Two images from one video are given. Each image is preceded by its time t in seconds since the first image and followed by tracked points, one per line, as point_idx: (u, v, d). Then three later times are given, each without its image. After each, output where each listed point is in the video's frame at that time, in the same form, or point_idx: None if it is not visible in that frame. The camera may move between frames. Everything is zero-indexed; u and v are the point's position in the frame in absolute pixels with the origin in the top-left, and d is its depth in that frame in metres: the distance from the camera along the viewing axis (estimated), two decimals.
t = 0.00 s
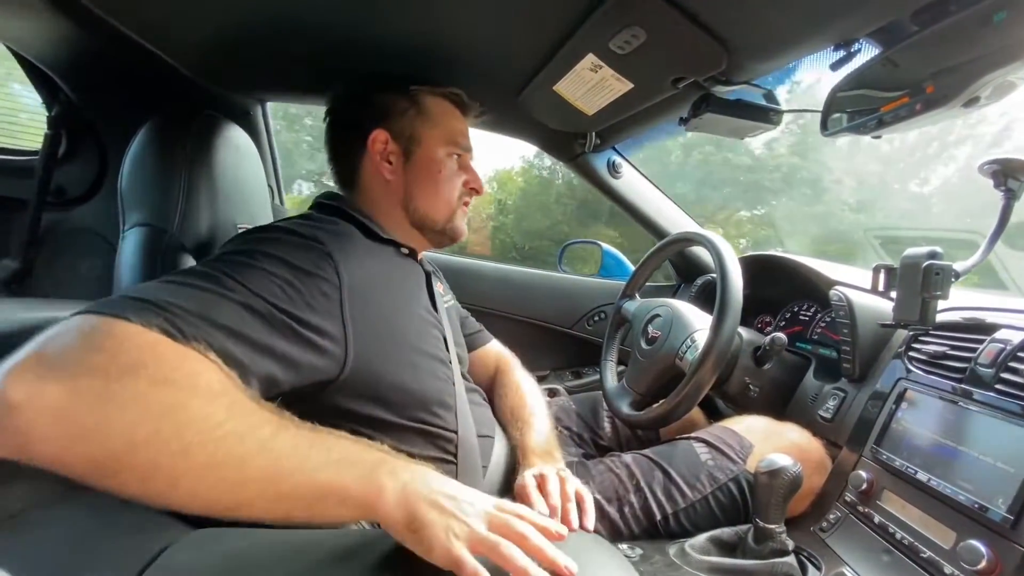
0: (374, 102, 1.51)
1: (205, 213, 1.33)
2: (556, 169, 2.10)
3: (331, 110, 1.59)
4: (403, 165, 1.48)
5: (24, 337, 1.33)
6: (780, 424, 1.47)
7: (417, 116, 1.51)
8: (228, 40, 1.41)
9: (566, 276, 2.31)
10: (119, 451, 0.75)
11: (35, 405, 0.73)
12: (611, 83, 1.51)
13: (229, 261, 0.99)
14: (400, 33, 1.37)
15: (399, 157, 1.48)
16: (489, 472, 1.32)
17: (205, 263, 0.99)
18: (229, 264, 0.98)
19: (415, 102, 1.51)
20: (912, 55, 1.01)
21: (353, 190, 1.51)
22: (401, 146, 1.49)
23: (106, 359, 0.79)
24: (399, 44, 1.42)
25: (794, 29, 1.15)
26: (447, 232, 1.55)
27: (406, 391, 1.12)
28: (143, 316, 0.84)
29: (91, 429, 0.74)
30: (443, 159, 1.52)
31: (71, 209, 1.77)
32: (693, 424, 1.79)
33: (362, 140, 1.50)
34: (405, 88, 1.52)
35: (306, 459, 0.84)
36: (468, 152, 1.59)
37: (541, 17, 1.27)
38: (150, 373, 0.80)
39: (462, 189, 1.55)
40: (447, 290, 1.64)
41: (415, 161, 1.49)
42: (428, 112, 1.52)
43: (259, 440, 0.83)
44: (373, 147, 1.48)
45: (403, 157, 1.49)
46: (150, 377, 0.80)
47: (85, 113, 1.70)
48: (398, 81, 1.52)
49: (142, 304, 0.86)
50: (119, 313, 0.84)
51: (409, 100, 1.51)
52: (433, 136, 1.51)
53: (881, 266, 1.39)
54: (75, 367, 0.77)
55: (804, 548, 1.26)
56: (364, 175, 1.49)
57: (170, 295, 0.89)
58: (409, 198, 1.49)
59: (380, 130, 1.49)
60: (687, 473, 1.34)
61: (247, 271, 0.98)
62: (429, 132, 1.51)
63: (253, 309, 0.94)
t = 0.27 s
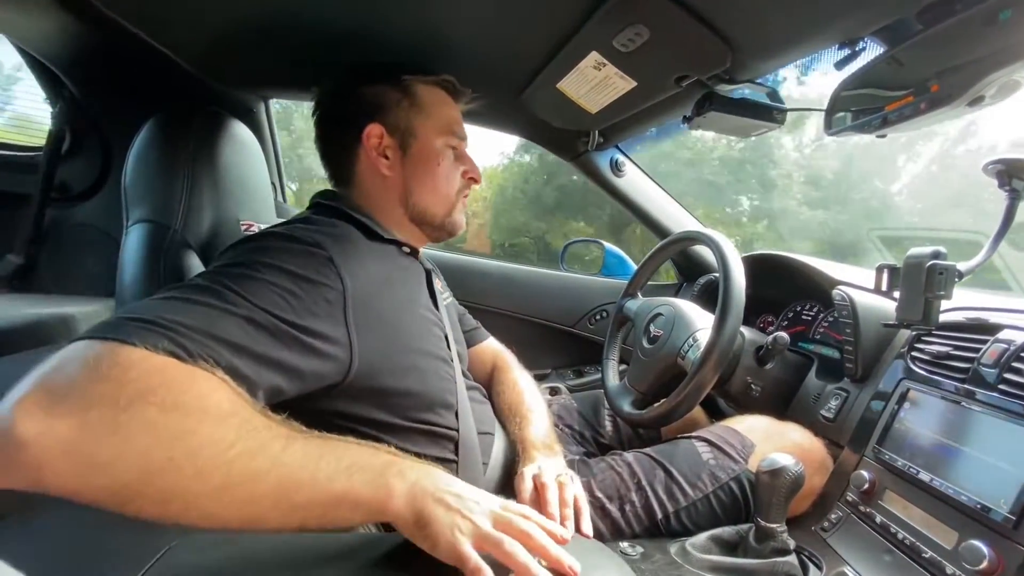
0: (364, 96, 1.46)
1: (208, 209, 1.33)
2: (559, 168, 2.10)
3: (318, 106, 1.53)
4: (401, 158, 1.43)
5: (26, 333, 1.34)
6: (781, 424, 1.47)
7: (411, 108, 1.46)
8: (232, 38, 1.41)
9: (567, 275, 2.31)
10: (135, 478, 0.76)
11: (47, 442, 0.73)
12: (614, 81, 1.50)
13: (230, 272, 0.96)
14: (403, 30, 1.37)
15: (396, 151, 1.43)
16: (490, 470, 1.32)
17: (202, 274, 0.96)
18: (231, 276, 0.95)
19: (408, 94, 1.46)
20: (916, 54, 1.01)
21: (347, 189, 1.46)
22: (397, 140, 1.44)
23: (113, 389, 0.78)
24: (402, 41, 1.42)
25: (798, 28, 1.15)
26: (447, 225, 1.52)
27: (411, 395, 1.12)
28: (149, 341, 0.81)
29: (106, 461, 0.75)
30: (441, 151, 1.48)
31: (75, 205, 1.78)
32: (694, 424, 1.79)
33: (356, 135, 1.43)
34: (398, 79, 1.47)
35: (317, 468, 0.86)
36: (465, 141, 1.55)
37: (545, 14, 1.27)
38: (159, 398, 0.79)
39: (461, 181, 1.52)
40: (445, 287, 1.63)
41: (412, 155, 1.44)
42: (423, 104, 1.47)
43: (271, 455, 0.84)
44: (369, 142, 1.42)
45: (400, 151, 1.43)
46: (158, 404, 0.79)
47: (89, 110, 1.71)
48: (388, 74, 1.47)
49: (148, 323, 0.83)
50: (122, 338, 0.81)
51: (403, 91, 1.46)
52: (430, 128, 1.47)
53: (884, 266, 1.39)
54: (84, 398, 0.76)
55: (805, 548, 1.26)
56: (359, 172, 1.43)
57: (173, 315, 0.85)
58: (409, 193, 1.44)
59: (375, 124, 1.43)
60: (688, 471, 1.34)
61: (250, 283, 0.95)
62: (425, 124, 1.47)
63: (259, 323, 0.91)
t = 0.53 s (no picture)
0: (358, 93, 1.44)
1: (213, 208, 1.34)
2: (563, 168, 2.10)
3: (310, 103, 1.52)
4: (398, 157, 1.43)
5: (32, 331, 1.34)
6: (785, 425, 1.47)
7: (406, 105, 1.45)
8: (238, 37, 1.42)
9: (567, 274, 2.30)
10: (268, 533, 0.79)
11: (177, 533, 0.74)
12: (620, 81, 1.50)
13: (268, 310, 0.93)
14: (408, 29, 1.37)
15: (393, 150, 1.43)
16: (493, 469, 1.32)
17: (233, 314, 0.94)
18: (273, 315, 0.93)
19: (402, 90, 1.44)
20: (923, 55, 1.00)
21: (345, 189, 1.46)
22: (393, 137, 1.43)
23: (209, 454, 0.78)
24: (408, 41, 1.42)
25: (804, 29, 1.14)
26: (448, 220, 1.53)
27: (426, 396, 1.17)
28: (235, 407, 0.81)
29: (242, 519, 0.77)
30: (438, 147, 1.48)
31: (81, 203, 1.78)
32: (696, 424, 1.79)
33: (351, 136, 1.42)
34: (391, 74, 1.45)
35: (419, 479, 0.90)
36: (462, 135, 1.55)
37: (550, 13, 1.27)
38: (259, 451, 0.80)
39: (460, 176, 1.52)
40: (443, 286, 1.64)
41: (409, 153, 1.44)
42: (418, 100, 1.46)
43: (380, 476, 0.88)
44: (365, 142, 1.41)
45: (397, 149, 1.43)
46: (256, 460, 0.80)
47: (95, 109, 1.71)
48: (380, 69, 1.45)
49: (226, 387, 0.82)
50: (206, 408, 0.80)
51: (396, 87, 1.44)
52: (426, 124, 1.47)
53: (889, 268, 1.39)
54: (192, 475, 0.77)
55: (807, 549, 1.26)
56: (357, 172, 1.43)
57: (244, 371, 0.84)
58: (408, 192, 1.45)
59: (370, 123, 1.42)
60: (690, 472, 1.34)
61: (293, 318, 0.93)
62: (421, 120, 1.46)
63: (316, 361, 0.91)
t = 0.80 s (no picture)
0: (351, 88, 1.41)
1: (215, 206, 1.33)
2: (566, 167, 2.10)
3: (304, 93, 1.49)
4: (397, 153, 1.43)
5: (38, 327, 1.35)
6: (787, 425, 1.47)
7: (404, 101, 1.43)
8: (242, 36, 1.42)
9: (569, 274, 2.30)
10: (525, 539, 1.00)
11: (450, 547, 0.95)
12: (623, 80, 1.50)
13: (360, 347, 1.04)
14: (412, 27, 1.37)
15: (392, 147, 1.42)
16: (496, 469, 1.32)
17: (325, 360, 1.03)
18: (371, 353, 1.04)
19: (399, 84, 1.42)
20: (927, 54, 1.00)
21: (345, 187, 1.46)
22: (391, 133, 1.42)
23: (463, 492, 0.95)
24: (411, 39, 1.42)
25: (808, 27, 1.14)
26: (449, 216, 1.55)
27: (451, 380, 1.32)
28: (425, 455, 0.96)
29: (474, 543, 0.97)
30: (438, 141, 1.47)
31: (85, 201, 1.79)
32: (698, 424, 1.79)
33: (349, 132, 1.41)
34: (387, 66, 1.41)
35: (577, 497, 1.04)
36: (460, 128, 1.54)
37: (554, 12, 1.27)
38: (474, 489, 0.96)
39: (459, 170, 1.53)
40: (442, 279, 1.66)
41: (408, 149, 1.44)
42: (416, 94, 1.44)
43: (561, 499, 1.02)
44: (363, 139, 1.41)
45: (396, 146, 1.43)
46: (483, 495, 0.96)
47: (99, 107, 1.71)
48: (375, 61, 1.41)
49: (400, 440, 0.96)
50: (412, 463, 0.95)
51: (392, 79, 1.42)
52: (424, 119, 1.45)
53: (893, 267, 1.38)
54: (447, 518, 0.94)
55: (808, 548, 1.26)
56: (356, 170, 1.43)
57: (406, 420, 0.97)
58: (409, 189, 1.45)
59: (367, 119, 1.41)
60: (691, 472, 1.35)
61: (385, 351, 1.05)
62: (420, 114, 1.45)
63: (434, 376, 1.08)
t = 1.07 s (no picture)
0: (351, 85, 1.41)
1: (218, 205, 1.33)
2: (568, 167, 2.10)
3: (302, 89, 1.49)
4: (399, 151, 1.44)
5: (42, 327, 1.35)
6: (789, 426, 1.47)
7: (405, 97, 1.44)
8: (245, 37, 1.42)
9: (572, 273, 2.27)
10: (583, 538, 1.03)
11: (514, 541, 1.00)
12: (626, 80, 1.50)
13: (390, 357, 1.08)
14: (415, 28, 1.37)
15: (394, 145, 1.43)
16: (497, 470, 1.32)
17: (354, 371, 1.07)
18: (402, 362, 1.08)
19: (399, 80, 1.42)
20: (931, 54, 1.00)
21: (346, 186, 1.46)
22: (393, 131, 1.43)
23: (519, 492, 1.03)
24: (414, 40, 1.42)
25: (811, 27, 1.14)
26: (451, 214, 1.54)
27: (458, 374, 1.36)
28: (481, 459, 1.03)
29: (529, 537, 1.01)
30: (439, 138, 1.48)
31: (89, 201, 1.80)
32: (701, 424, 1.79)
33: (351, 130, 1.42)
34: (387, 63, 1.41)
35: (637, 498, 1.06)
36: (461, 125, 1.55)
37: (556, 12, 1.27)
38: (532, 491, 1.03)
39: (460, 167, 1.53)
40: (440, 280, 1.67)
41: (410, 147, 1.44)
42: (416, 91, 1.45)
43: (619, 500, 1.05)
44: (365, 137, 1.41)
45: (397, 143, 1.43)
46: (543, 496, 1.03)
47: (103, 108, 1.71)
48: (374, 56, 1.41)
49: (454, 444, 1.03)
50: (466, 468, 1.02)
51: (393, 76, 1.42)
52: (426, 114, 1.46)
53: (896, 268, 1.38)
54: (509, 510, 1.01)
55: (809, 549, 1.25)
56: (357, 167, 1.43)
57: (455, 425, 1.04)
58: (410, 186, 1.45)
59: (368, 117, 1.41)
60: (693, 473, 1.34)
61: (414, 359, 1.10)
62: (421, 112, 1.46)
63: (460, 376, 1.15)
